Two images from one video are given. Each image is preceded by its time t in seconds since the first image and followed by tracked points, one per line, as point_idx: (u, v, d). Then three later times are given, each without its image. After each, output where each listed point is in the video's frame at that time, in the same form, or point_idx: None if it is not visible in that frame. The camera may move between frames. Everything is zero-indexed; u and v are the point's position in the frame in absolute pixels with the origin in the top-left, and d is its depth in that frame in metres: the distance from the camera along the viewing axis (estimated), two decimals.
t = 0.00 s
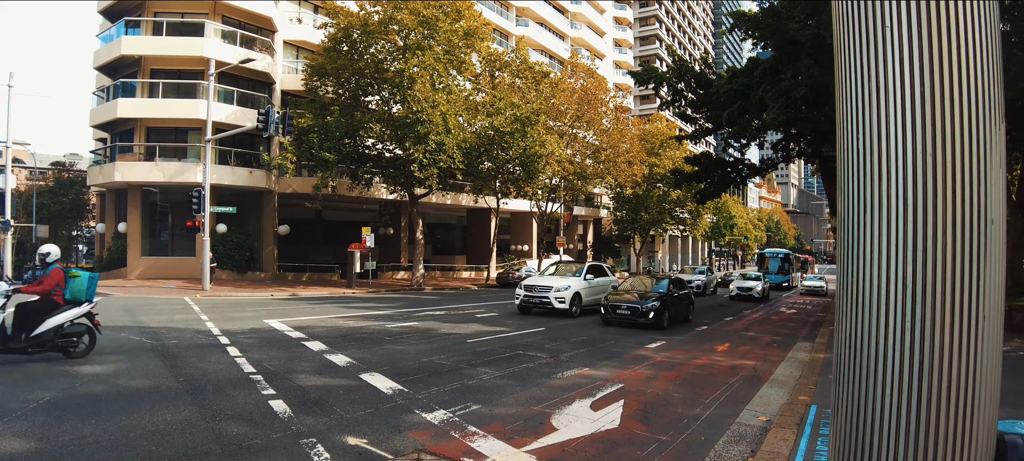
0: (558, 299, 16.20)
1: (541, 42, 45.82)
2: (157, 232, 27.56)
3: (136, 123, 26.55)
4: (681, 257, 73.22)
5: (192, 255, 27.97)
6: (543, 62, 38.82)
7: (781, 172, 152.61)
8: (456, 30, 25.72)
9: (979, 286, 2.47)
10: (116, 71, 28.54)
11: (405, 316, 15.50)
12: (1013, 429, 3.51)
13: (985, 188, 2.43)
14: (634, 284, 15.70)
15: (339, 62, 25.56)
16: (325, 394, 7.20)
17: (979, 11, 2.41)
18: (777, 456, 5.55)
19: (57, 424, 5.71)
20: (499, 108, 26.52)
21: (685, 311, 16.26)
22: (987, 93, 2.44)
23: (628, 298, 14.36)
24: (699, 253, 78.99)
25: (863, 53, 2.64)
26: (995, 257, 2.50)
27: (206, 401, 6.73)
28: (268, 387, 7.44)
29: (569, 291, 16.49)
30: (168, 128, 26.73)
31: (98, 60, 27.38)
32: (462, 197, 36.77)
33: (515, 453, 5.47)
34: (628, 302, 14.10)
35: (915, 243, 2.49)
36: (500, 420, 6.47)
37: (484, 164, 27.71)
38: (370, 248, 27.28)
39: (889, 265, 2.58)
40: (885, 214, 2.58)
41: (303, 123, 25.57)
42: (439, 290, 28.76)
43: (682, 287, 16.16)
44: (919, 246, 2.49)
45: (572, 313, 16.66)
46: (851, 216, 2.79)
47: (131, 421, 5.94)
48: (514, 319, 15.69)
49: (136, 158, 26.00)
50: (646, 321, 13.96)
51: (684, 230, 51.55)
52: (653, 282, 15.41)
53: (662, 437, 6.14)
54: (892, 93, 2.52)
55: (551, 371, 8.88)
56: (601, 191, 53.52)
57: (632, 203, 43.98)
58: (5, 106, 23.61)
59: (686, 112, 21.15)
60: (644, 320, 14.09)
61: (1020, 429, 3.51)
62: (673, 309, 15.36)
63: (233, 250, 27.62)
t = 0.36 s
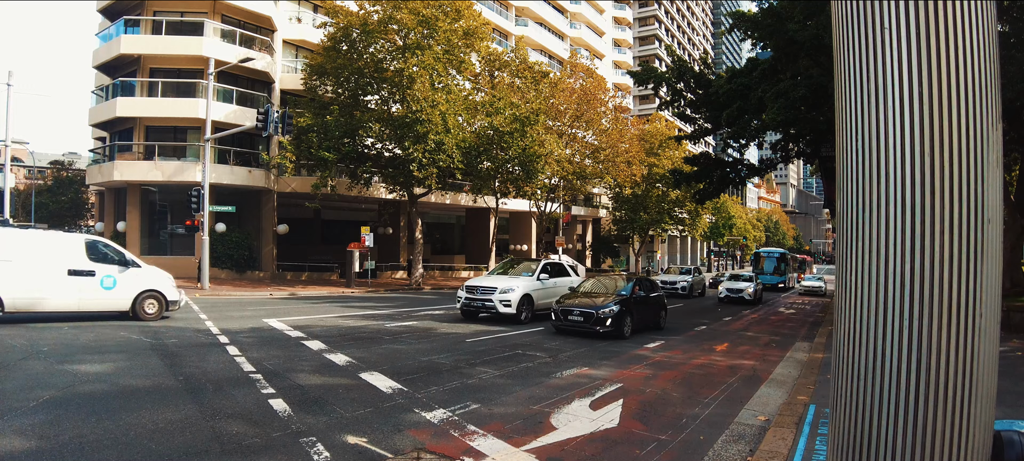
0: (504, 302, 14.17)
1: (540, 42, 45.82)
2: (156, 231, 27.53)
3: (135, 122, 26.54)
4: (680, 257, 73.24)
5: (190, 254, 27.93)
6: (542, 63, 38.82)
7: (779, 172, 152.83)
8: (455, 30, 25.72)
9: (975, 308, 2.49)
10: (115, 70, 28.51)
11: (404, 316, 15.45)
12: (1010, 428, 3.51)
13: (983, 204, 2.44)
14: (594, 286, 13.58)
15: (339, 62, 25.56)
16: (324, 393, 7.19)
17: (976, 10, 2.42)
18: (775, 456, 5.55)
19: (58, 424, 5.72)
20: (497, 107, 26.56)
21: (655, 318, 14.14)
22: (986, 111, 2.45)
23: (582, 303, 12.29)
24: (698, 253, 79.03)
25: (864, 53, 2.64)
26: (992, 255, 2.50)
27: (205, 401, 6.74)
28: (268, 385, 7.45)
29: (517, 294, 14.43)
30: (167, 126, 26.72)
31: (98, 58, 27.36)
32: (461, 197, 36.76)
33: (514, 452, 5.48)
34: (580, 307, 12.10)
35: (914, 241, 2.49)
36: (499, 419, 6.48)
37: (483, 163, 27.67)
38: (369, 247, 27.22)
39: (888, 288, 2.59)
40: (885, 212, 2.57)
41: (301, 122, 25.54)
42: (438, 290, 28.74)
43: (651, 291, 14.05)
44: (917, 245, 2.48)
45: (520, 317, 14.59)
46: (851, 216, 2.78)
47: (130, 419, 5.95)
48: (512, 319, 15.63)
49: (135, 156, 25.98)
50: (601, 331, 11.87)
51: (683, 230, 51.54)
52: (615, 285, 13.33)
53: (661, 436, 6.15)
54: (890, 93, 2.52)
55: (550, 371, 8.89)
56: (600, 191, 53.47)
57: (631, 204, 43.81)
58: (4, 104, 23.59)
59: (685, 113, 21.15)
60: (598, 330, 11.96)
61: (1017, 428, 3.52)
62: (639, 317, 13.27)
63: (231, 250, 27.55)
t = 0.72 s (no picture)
0: (429, 308, 11.95)
1: (539, 42, 45.79)
2: (156, 230, 27.52)
3: (135, 122, 26.56)
4: (680, 257, 73.26)
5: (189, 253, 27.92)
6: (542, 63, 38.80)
7: (779, 172, 152.98)
8: (454, 29, 25.69)
9: (972, 319, 2.50)
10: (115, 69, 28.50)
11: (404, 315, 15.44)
12: (1007, 426, 3.52)
13: (979, 217, 2.46)
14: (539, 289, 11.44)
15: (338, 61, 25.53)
16: (324, 393, 7.19)
17: (972, 11, 2.43)
18: (774, 455, 5.55)
19: (59, 423, 5.72)
20: (497, 107, 26.57)
21: (616, 324, 12.07)
22: (982, 123, 2.45)
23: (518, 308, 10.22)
24: (697, 253, 79.00)
25: (863, 55, 2.64)
26: (989, 254, 2.51)
27: (206, 400, 6.74)
28: (268, 385, 7.46)
29: (447, 298, 12.25)
30: (166, 126, 26.73)
31: (98, 58, 27.35)
32: (461, 196, 36.76)
33: (514, 451, 5.48)
34: (515, 313, 10.06)
35: (911, 239, 2.49)
36: (499, 419, 6.48)
37: (482, 163, 27.63)
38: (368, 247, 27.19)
39: (884, 300, 2.60)
40: (883, 213, 2.58)
41: (301, 122, 25.52)
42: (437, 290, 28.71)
43: (611, 295, 11.95)
44: (915, 244, 2.49)
45: (448, 327, 12.33)
46: (850, 217, 2.79)
47: (131, 419, 5.95)
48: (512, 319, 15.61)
49: (134, 156, 25.98)
50: (540, 342, 9.87)
51: (683, 230, 51.51)
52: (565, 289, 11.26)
53: (660, 436, 6.15)
54: (888, 94, 2.53)
55: (550, 371, 8.90)
56: (600, 191, 53.40)
57: (630, 204, 43.82)
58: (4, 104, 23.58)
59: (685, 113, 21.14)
60: (537, 341, 9.92)
61: (1015, 428, 3.53)
62: (596, 324, 11.26)
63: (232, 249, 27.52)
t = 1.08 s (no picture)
0: (305, 317, 9.72)
1: (539, 42, 45.83)
2: (155, 230, 27.53)
3: (134, 121, 26.55)
4: (678, 257, 73.35)
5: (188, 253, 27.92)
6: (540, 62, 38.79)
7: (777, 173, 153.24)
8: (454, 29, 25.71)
9: (974, 317, 2.44)
10: (113, 68, 28.46)
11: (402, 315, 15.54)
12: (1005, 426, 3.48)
13: (980, 213, 2.39)
14: (453, 295, 9.30)
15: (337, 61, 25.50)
16: (324, 393, 7.18)
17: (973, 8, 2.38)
18: (774, 455, 5.56)
19: (58, 423, 5.71)
20: (496, 107, 26.60)
21: (551, 340, 9.88)
22: (984, 115, 2.40)
23: (409, 318, 8.11)
24: (696, 253, 79.07)
25: (865, 51, 2.57)
26: (990, 253, 2.45)
27: (206, 400, 6.73)
28: (267, 385, 7.45)
29: (331, 305, 10.00)
30: (165, 126, 26.71)
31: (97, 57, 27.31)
32: (460, 196, 36.77)
33: (514, 451, 5.49)
34: (397, 326, 7.94)
35: (912, 241, 2.43)
36: (498, 419, 6.48)
37: (481, 163, 27.62)
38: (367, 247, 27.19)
39: (886, 296, 2.54)
40: (884, 214, 2.51)
41: (299, 122, 25.51)
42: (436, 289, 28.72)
43: (545, 306, 9.77)
44: (916, 246, 2.42)
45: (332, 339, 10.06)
46: (850, 210, 2.72)
47: (131, 418, 5.94)
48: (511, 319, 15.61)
49: (134, 155, 25.97)
50: (427, 364, 7.72)
51: (681, 231, 51.54)
52: (474, 296, 9.08)
53: (660, 436, 6.15)
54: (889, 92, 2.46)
55: (549, 371, 8.90)
56: (599, 191, 53.42)
57: (629, 204, 43.88)
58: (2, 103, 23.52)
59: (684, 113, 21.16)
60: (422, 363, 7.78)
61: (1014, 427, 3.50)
62: (517, 341, 9.06)
63: (231, 249, 27.51)
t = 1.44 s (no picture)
0: (115, 326, 7.73)
1: (538, 42, 45.91)
2: (154, 229, 27.55)
3: (133, 119, 26.56)
4: (677, 257, 73.41)
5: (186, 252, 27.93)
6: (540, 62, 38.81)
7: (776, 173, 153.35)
8: (453, 29, 25.76)
9: (976, 317, 2.43)
10: (112, 67, 28.44)
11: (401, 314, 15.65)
12: (1009, 425, 3.50)
13: (983, 211, 2.39)
14: (295, 301, 7.09)
15: (337, 60, 25.51)
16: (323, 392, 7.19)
17: (977, 8, 2.37)
18: (773, 455, 5.57)
19: (57, 422, 5.72)
20: (495, 106, 26.67)
21: (439, 359, 7.74)
22: (987, 114, 2.40)
23: (203, 331, 6.01)
24: (694, 254, 79.13)
25: (868, 50, 2.57)
26: (992, 254, 2.45)
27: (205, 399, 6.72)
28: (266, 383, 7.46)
29: (150, 311, 7.91)
30: (164, 125, 26.71)
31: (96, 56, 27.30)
32: (458, 196, 36.77)
33: (513, 451, 5.49)
34: (181, 344, 5.88)
35: (914, 241, 2.42)
36: (497, 418, 6.49)
37: (480, 163, 27.62)
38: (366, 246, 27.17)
39: (889, 295, 2.53)
40: (886, 214, 2.51)
41: (298, 121, 25.50)
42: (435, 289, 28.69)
43: (425, 317, 7.53)
44: (918, 245, 2.41)
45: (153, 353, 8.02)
46: (853, 207, 2.73)
47: (128, 418, 5.94)
48: (511, 319, 15.62)
49: (133, 154, 25.99)
50: (215, 398, 5.61)
51: (680, 231, 51.55)
52: (319, 302, 6.92)
53: (658, 436, 6.15)
54: (892, 92, 2.46)
55: (548, 370, 8.91)
56: (597, 191, 53.43)
57: (627, 204, 43.95)
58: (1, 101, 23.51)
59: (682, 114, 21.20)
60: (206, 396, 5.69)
61: (1018, 426, 3.52)
62: (375, 365, 6.83)
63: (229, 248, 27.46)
